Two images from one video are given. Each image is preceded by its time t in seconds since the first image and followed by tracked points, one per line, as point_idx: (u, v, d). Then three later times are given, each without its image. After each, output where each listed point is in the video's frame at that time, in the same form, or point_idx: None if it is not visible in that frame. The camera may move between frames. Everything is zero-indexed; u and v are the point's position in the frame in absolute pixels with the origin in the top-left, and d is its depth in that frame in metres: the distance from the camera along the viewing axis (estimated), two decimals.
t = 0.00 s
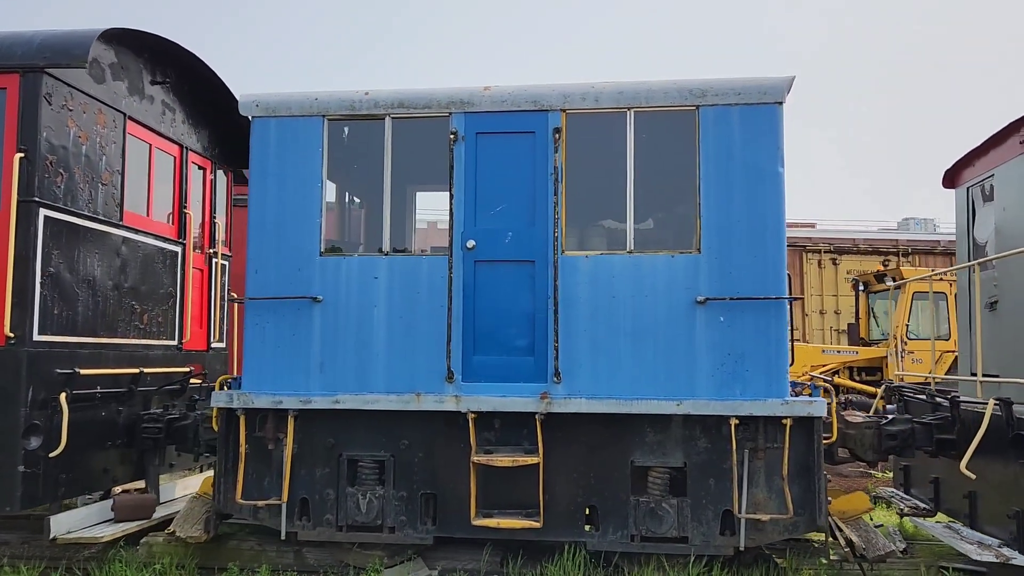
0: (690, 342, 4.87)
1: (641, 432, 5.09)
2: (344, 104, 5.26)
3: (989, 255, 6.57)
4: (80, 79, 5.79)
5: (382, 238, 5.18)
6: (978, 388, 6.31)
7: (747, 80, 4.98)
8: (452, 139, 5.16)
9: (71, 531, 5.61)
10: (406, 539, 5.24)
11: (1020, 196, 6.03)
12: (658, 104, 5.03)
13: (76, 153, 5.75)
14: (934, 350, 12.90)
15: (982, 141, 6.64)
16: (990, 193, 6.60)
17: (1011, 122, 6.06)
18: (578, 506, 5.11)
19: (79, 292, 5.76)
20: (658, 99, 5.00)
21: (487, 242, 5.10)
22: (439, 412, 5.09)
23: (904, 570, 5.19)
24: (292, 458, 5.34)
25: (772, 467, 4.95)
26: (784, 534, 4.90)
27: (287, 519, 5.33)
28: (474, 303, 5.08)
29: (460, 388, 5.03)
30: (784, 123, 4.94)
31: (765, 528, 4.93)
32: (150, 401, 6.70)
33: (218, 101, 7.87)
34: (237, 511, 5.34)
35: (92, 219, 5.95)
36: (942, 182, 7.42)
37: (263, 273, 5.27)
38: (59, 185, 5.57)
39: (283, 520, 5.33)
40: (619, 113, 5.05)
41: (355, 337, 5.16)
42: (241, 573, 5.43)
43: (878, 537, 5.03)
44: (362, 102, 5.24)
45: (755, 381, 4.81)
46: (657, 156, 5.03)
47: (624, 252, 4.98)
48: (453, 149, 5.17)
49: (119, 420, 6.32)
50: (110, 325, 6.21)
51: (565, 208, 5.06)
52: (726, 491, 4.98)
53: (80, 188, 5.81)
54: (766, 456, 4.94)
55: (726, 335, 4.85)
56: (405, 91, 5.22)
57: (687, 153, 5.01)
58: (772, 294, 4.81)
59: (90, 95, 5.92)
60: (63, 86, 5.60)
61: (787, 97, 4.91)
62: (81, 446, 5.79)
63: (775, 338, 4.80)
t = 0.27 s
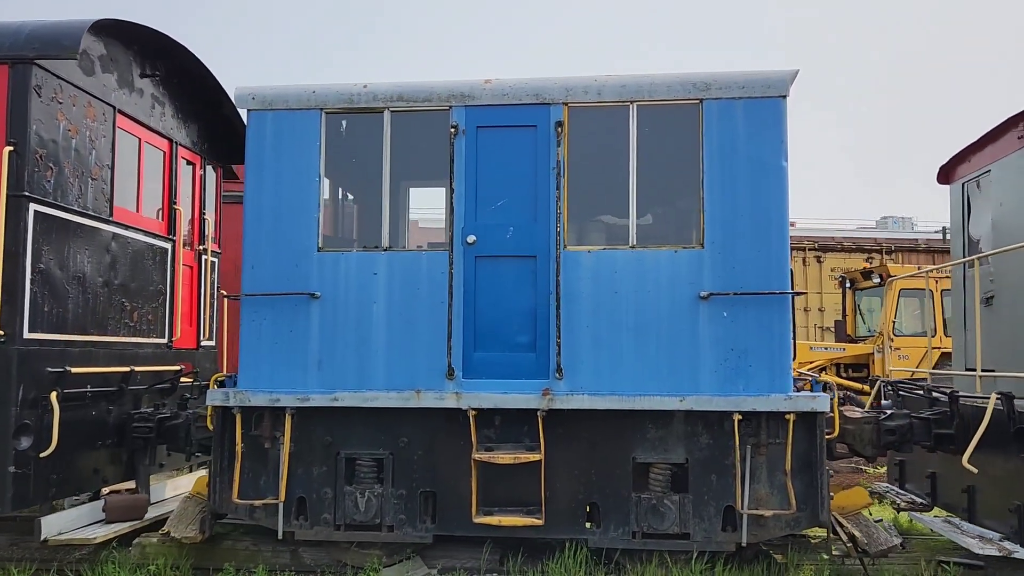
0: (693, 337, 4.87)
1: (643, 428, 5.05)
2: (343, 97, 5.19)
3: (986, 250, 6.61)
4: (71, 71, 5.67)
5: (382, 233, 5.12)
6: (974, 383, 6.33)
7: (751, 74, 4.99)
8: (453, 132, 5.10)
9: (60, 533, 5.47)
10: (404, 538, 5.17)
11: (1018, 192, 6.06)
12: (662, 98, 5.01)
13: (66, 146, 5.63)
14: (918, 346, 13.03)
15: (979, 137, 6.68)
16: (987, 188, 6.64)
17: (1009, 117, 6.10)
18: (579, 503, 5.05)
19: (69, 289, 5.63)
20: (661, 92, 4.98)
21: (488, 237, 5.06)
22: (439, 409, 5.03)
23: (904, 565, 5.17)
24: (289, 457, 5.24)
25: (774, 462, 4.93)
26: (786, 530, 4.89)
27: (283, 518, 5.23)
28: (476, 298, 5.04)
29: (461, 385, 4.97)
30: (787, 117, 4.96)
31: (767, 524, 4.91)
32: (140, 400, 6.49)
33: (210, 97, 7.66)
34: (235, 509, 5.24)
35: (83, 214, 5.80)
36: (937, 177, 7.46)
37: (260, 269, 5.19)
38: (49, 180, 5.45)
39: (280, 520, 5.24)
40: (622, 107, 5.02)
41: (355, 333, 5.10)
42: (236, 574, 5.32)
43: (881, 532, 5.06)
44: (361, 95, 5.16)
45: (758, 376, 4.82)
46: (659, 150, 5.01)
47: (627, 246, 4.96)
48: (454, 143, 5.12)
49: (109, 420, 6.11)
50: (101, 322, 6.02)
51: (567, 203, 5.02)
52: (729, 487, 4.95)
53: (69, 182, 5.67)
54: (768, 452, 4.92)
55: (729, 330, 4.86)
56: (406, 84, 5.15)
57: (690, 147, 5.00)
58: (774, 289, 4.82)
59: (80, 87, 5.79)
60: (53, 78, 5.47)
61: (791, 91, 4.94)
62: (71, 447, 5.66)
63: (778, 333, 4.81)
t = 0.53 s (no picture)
0: (692, 335, 4.85)
1: (640, 426, 5.01)
2: (336, 92, 5.10)
3: (974, 249, 6.64)
4: (56, 64, 5.55)
5: (376, 230, 5.04)
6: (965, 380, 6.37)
7: (748, 71, 4.97)
8: (449, 128, 5.04)
9: (48, 536, 5.32)
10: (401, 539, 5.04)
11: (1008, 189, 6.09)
12: (659, 94, 4.98)
13: (51, 141, 5.49)
14: (902, 343, 13.09)
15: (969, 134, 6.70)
16: (976, 186, 6.67)
17: (1000, 114, 6.12)
18: (577, 502, 5.00)
19: (54, 287, 5.49)
20: (659, 89, 4.95)
21: (485, 234, 5.00)
22: (435, 408, 4.97)
23: (903, 564, 5.22)
24: (282, 457, 5.11)
25: (772, 460, 4.92)
26: (784, 528, 4.88)
27: (276, 520, 5.09)
28: (472, 296, 4.99)
29: (457, 384, 4.92)
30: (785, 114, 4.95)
31: (765, 522, 4.90)
32: (126, 400, 6.29)
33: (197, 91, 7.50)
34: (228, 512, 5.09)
35: (68, 211, 5.66)
36: (926, 174, 7.50)
37: (253, 266, 5.11)
38: (34, 175, 5.32)
39: (272, 522, 5.09)
40: (620, 103, 4.99)
41: (350, 331, 5.03)
42: None
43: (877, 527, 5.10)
44: (355, 90, 5.09)
45: (757, 374, 4.81)
46: (657, 147, 4.98)
47: (625, 243, 4.93)
48: (450, 139, 5.05)
49: (96, 421, 5.91)
50: (87, 320, 5.84)
51: (564, 200, 4.98)
52: (727, 485, 4.93)
53: (55, 178, 5.54)
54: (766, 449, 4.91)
55: (727, 328, 4.85)
56: (400, 79, 5.07)
57: (687, 144, 4.98)
58: (772, 287, 4.81)
59: (65, 81, 5.66)
60: (38, 71, 5.35)
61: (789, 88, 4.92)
62: (59, 448, 5.51)
63: (776, 331, 4.80)
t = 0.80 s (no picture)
0: (685, 332, 4.86)
1: (633, 424, 5.00)
2: (327, 88, 5.05)
3: (959, 247, 6.71)
4: (39, 58, 5.45)
5: (368, 227, 5.00)
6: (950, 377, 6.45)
7: (741, 69, 4.98)
8: (442, 125, 5.00)
9: (32, 538, 5.21)
10: (393, 538, 4.95)
11: (993, 189, 6.17)
12: (652, 92, 4.98)
13: (34, 137, 5.39)
14: (882, 339, 13.19)
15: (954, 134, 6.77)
16: (961, 185, 6.75)
17: (986, 115, 6.19)
18: (570, 500, 4.99)
19: (38, 285, 5.38)
20: (652, 86, 4.95)
21: (478, 232, 4.98)
22: (428, 407, 4.93)
23: (892, 559, 5.30)
24: (273, 456, 5.02)
25: (764, 457, 4.95)
26: (775, 525, 4.92)
27: (266, 520, 5.01)
28: (465, 294, 4.97)
29: (451, 382, 4.89)
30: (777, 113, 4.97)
31: (757, 519, 4.93)
32: (110, 400, 6.16)
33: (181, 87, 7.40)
34: (216, 511, 4.99)
35: (52, 207, 5.55)
36: (911, 173, 7.57)
37: (242, 264, 5.04)
38: (17, 171, 5.21)
39: (262, 522, 5.00)
40: (613, 101, 4.98)
41: (341, 329, 4.98)
42: None
43: (867, 523, 5.16)
44: (346, 86, 5.04)
45: (749, 372, 4.83)
46: (650, 146, 4.98)
47: (618, 241, 4.92)
48: (442, 136, 5.02)
49: (80, 420, 5.80)
50: (71, 319, 5.73)
51: (557, 198, 4.97)
52: (720, 483, 4.95)
53: (38, 174, 5.43)
54: (758, 447, 4.93)
55: (720, 325, 4.86)
56: (392, 76, 5.03)
57: (680, 142, 4.98)
58: (765, 285, 4.83)
59: (48, 75, 5.56)
60: (21, 65, 5.24)
61: (781, 86, 4.94)
62: (42, 449, 5.40)
63: (769, 329, 4.82)
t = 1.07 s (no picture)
0: (674, 332, 4.89)
1: (623, 423, 5.02)
2: (316, 86, 5.02)
3: (941, 247, 6.80)
4: (21, 54, 5.37)
5: (358, 226, 4.98)
6: (932, 374, 6.54)
7: (729, 70, 5.02)
8: (432, 124, 4.99)
9: (15, 541, 5.13)
10: (383, 538, 4.93)
11: (974, 189, 6.27)
12: (642, 93, 5.00)
13: (16, 134, 5.30)
14: (862, 338, 13.33)
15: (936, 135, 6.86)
16: (942, 186, 6.84)
17: (968, 116, 6.28)
18: (560, 499, 5.00)
19: (20, 285, 5.29)
20: (641, 87, 4.97)
21: (468, 231, 4.98)
22: (418, 406, 4.92)
23: (877, 555, 5.37)
24: (261, 456, 4.97)
25: (752, 455, 4.99)
26: (763, 522, 4.96)
27: (254, 521, 4.96)
28: (455, 294, 4.96)
29: (441, 381, 4.89)
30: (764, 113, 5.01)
31: (745, 516, 4.97)
32: (94, 400, 6.07)
33: (164, 84, 7.32)
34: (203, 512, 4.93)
35: (34, 205, 5.46)
36: (893, 174, 7.66)
37: (230, 263, 5.00)
38: None
39: (250, 523, 4.95)
40: (602, 101, 5.00)
41: (330, 328, 4.96)
42: None
43: (852, 520, 5.23)
44: (335, 84, 5.01)
45: (738, 370, 4.88)
46: (640, 145, 5.01)
47: (608, 241, 4.94)
48: (432, 135, 5.01)
49: (63, 421, 5.71)
50: (54, 319, 5.65)
51: (547, 197, 4.98)
52: (708, 480, 4.98)
53: (21, 171, 5.35)
54: (746, 445, 4.97)
55: (708, 324, 4.90)
56: (382, 74, 5.01)
57: (669, 142, 5.01)
58: (753, 284, 4.88)
59: (30, 71, 5.47)
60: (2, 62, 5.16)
61: (769, 87, 4.99)
62: (25, 450, 5.31)
63: (757, 328, 4.87)
